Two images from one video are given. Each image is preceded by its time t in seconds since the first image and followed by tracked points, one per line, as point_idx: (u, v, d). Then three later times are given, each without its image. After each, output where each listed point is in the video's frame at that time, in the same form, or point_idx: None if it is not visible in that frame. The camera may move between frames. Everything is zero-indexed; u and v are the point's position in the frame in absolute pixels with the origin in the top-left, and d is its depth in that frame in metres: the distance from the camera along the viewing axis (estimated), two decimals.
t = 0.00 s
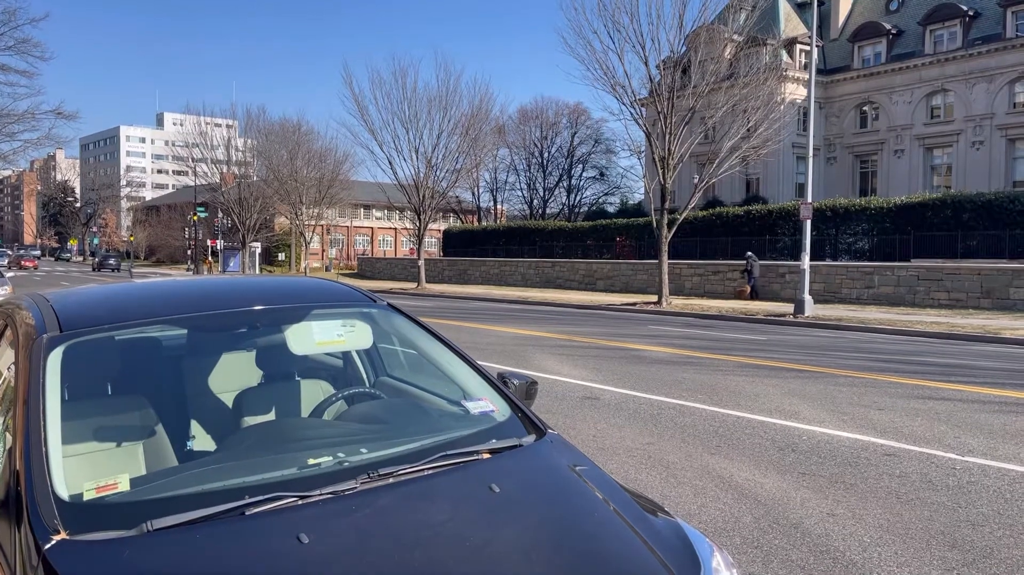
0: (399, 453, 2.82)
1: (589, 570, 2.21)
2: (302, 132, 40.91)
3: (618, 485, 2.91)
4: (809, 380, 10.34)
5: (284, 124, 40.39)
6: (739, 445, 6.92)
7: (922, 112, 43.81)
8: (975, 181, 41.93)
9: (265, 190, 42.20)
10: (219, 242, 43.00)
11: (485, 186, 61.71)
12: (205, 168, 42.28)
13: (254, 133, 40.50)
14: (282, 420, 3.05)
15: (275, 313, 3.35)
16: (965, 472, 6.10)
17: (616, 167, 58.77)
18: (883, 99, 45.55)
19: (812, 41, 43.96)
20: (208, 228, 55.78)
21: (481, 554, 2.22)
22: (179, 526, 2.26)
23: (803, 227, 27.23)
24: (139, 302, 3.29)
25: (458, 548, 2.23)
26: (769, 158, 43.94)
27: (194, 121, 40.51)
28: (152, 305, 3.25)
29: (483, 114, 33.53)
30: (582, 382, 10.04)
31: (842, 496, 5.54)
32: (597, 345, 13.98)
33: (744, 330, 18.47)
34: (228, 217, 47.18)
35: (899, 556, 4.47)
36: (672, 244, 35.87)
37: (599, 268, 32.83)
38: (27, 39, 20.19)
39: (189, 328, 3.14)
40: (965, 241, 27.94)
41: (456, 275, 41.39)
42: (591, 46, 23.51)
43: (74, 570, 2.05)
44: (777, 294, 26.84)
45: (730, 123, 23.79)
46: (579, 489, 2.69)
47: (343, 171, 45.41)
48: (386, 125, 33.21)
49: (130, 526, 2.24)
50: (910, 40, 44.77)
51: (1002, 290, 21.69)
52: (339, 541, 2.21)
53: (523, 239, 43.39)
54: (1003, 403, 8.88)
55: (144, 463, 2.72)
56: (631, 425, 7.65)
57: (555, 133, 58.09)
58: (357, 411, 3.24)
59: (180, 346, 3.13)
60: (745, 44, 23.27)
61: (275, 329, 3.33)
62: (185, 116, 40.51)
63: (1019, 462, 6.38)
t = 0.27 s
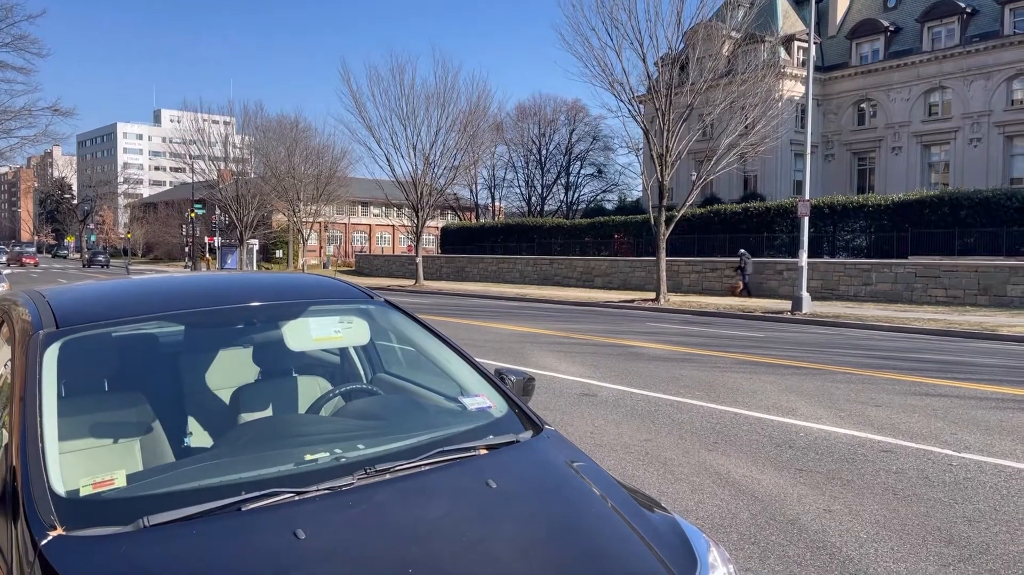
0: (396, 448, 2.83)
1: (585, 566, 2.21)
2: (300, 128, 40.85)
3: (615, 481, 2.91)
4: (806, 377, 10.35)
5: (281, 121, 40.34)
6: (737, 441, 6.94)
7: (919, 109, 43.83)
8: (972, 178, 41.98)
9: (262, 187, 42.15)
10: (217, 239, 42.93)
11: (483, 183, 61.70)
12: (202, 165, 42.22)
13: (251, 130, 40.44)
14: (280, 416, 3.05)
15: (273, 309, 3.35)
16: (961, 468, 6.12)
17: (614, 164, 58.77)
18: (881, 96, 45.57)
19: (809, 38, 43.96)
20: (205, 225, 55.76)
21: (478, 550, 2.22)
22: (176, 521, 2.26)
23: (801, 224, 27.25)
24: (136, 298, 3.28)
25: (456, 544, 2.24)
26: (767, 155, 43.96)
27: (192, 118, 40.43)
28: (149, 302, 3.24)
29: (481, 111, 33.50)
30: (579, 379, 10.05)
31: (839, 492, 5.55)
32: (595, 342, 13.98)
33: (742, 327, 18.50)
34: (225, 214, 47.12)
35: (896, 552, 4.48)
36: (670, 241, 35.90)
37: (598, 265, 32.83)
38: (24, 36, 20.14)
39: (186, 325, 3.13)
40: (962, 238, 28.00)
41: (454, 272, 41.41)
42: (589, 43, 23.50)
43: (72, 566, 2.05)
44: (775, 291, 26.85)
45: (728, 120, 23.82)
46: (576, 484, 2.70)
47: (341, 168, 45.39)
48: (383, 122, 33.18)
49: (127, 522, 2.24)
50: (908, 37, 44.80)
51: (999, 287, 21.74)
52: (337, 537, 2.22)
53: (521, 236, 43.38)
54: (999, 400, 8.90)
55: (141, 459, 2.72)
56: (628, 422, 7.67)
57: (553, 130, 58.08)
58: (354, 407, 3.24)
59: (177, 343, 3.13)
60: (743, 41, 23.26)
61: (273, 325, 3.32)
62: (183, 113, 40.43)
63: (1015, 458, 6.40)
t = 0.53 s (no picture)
0: (394, 447, 2.82)
1: (583, 564, 2.22)
2: (298, 126, 40.80)
3: (614, 478, 2.91)
4: (806, 374, 10.35)
5: (280, 119, 40.30)
6: (736, 439, 6.94)
7: (919, 106, 43.80)
8: (971, 176, 42.00)
9: (261, 185, 42.11)
10: (216, 237, 42.89)
11: (482, 180, 61.69)
12: (201, 163, 42.16)
13: (250, 127, 40.38)
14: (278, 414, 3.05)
15: (272, 307, 3.35)
16: (960, 466, 6.12)
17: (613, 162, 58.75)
18: (880, 93, 45.56)
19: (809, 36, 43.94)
20: (204, 223, 55.73)
21: (476, 547, 2.22)
22: (175, 519, 2.26)
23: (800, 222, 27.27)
24: (135, 296, 3.28)
25: (454, 542, 2.23)
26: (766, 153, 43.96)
27: (191, 116, 40.37)
28: (148, 299, 3.24)
29: (480, 108, 33.48)
30: (578, 377, 10.05)
31: (837, 489, 5.56)
32: (594, 340, 13.98)
33: (741, 325, 18.50)
34: (224, 212, 47.09)
35: (894, 549, 4.49)
36: (669, 238, 35.90)
37: (597, 262, 32.82)
38: (22, 34, 20.11)
39: (184, 323, 3.13)
40: (961, 236, 28.03)
41: (453, 269, 41.41)
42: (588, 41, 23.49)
43: (72, 564, 2.05)
44: (774, 289, 26.84)
45: (727, 117, 23.85)
46: (574, 481, 2.70)
47: (340, 166, 45.38)
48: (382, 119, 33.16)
49: (125, 520, 2.24)
50: (907, 35, 44.80)
51: (998, 284, 21.74)
52: (335, 534, 2.22)
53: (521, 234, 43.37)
54: (998, 397, 8.90)
55: (139, 457, 2.71)
56: (627, 419, 7.67)
57: (552, 128, 58.05)
58: (353, 405, 3.24)
59: (175, 341, 3.12)
60: (742, 38, 23.25)
61: (271, 323, 3.32)
62: (181, 110, 40.38)
63: (1014, 455, 6.41)
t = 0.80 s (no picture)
0: (395, 444, 2.83)
1: (583, 562, 2.21)
2: (298, 124, 40.80)
3: (613, 476, 2.92)
4: (805, 372, 10.36)
5: (280, 117, 40.27)
6: (736, 436, 6.95)
7: (918, 104, 43.77)
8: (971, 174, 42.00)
9: (261, 183, 42.11)
10: (216, 236, 42.88)
11: (482, 179, 61.69)
12: (200, 161, 42.13)
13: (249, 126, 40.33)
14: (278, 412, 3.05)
15: (272, 304, 3.35)
16: (959, 463, 6.13)
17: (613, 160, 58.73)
18: (880, 91, 45.52)
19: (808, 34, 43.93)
20: (204, 221, 55.72)
21: (476, 544, 2.23)
22: (176, 516, 2.26)
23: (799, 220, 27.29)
24: (135, 294, 3.29)
25: (454, 540, 2.23)
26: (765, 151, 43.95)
27: (190, 114, 40.31)
28: (148, 298, 3.24)
29: (480, 107, 33.47)
30: (578, 375, 10.05)
31: (837, 487, 5.56)
32: (594, 338, 13.98)
33: (741, 323, 18.51)
34: (224, 210, 47.05)
35: (892, 546, 4.50)
36: (669, 236, 35.91)
37: (597, 261, 32.82)
38: (21, 32, 20.07)
39: (184, 321, 3.12)
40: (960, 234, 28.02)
41: (453, 268, 41.43)
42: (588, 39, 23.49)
43: (70, 560, 2.05)
44: (773, 287, 26.84)
45: (726, 115, 23.86)
46: (573, 478, 2.71)
47: (339, 164, 45.39)
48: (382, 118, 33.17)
49: (126, 516, 2.25)
50: (906, 33, 44.78)
51: (998, 282, 21.74)
52: (335, 532, 2.22)
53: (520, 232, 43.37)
54: (998, 395, 8.90)
55: (140, 454, 2.73)
56: (627, 417, 7.68)
57: (552, 126, 58.03)
58: (352, 403, 3.24)
59: (176, 338, 3.13)
60: (742, 36, 23.25)
61: (271, 321, 3.31)
62: (181, 109, 40.33)
63: (1012, 452, 6.41)
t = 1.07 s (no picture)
0: (397, 444, 2.82)
1: (588, 562, 2.20)
2: (302, 125, 40.83)
3: (616, 475, 2.91)
4: (809, 372, 10.33)
5: (284, 117, 40.29)
6: (740, 437, 6.94)
7: (923, 104, 43.67)
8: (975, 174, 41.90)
9: (265, 184, 42.15)
10: (220, 236, 42.89)
11: (485, 179, 61.70)
12: (205, 162, 42.15)
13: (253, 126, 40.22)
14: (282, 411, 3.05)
15: (275, 304, 3.35)
16: (964, 463, 6.11)
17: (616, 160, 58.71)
18: (884, 91, 45.44)
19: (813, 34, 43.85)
20: (208, 221, 55.78)
21: (479, 544, 2.22)
22: (179, 515, 2.27)
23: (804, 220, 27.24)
24: (139, 294, 3.29)
25: (457, 539, 2.23)
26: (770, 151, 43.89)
27: (194, 115, 40.36)
28: (151, 298, 3.24)
29: (484, 107, 33.47)
30: (582, 375, 10.04)
31: (841, 487, 5.54)
32: (598, 338, 13.96)
33: (745, 323, 18.46)
34: (228, 211, 47.10)
35: (897, 547, 4.48)
36: (673, 236, 35.87)
37: (600, 261, 32.78)
38: (26, 33, 20.10)
39: (188, 321, 3.13)
40: (965, 234, 27.93)
41: (457, 268, 41.42)
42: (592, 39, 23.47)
43: (75, 559, 2.05)
44: (777, 287, 26.77)
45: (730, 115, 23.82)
46: (577, 478, 2.70)
47: (343, 164, 45.43)
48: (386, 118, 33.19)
49: (129, 516, 2.25)
50: (911, 32, 44.67)
51: (1003, 282, 21.67)
52: (338, 531, 2.22)
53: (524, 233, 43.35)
54: (1003, 395, 8.87)
55: (143, 454, 2.73)
56: (630, 417, 7.67)
57: (555, 127, 58.00)
58: (355, 402, 3.24)
59: (179, 338, 3.13)
60: (745, 36, 23.21)
61: (274, 320, 3.32)
62: (185, 110, 40.38)
63: (1017, 453, 6.39)
